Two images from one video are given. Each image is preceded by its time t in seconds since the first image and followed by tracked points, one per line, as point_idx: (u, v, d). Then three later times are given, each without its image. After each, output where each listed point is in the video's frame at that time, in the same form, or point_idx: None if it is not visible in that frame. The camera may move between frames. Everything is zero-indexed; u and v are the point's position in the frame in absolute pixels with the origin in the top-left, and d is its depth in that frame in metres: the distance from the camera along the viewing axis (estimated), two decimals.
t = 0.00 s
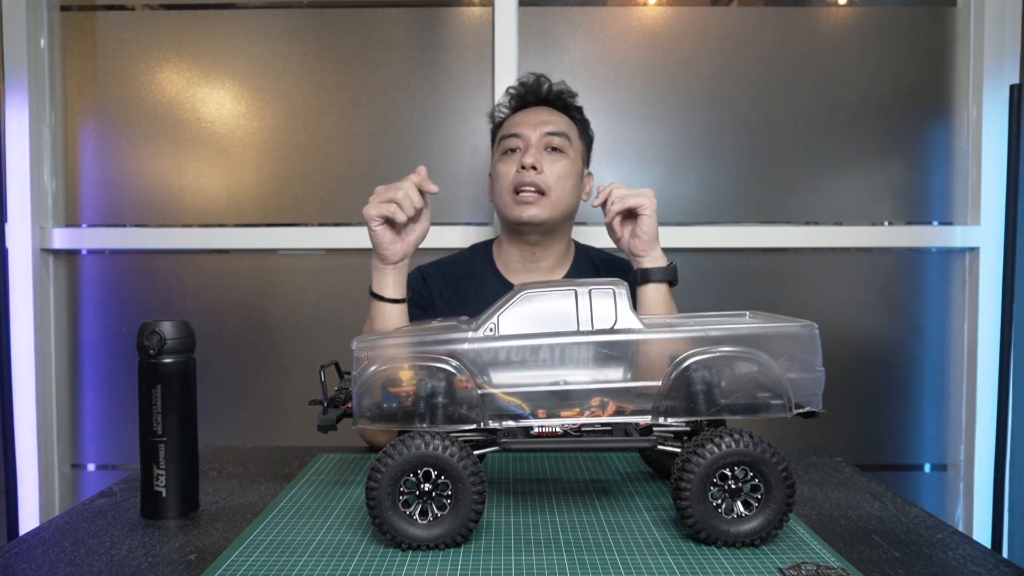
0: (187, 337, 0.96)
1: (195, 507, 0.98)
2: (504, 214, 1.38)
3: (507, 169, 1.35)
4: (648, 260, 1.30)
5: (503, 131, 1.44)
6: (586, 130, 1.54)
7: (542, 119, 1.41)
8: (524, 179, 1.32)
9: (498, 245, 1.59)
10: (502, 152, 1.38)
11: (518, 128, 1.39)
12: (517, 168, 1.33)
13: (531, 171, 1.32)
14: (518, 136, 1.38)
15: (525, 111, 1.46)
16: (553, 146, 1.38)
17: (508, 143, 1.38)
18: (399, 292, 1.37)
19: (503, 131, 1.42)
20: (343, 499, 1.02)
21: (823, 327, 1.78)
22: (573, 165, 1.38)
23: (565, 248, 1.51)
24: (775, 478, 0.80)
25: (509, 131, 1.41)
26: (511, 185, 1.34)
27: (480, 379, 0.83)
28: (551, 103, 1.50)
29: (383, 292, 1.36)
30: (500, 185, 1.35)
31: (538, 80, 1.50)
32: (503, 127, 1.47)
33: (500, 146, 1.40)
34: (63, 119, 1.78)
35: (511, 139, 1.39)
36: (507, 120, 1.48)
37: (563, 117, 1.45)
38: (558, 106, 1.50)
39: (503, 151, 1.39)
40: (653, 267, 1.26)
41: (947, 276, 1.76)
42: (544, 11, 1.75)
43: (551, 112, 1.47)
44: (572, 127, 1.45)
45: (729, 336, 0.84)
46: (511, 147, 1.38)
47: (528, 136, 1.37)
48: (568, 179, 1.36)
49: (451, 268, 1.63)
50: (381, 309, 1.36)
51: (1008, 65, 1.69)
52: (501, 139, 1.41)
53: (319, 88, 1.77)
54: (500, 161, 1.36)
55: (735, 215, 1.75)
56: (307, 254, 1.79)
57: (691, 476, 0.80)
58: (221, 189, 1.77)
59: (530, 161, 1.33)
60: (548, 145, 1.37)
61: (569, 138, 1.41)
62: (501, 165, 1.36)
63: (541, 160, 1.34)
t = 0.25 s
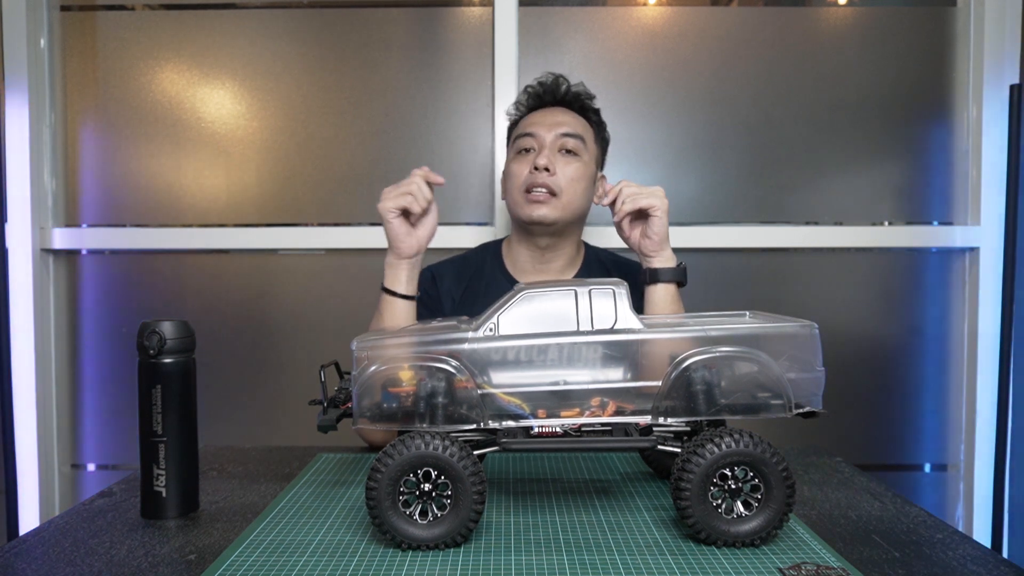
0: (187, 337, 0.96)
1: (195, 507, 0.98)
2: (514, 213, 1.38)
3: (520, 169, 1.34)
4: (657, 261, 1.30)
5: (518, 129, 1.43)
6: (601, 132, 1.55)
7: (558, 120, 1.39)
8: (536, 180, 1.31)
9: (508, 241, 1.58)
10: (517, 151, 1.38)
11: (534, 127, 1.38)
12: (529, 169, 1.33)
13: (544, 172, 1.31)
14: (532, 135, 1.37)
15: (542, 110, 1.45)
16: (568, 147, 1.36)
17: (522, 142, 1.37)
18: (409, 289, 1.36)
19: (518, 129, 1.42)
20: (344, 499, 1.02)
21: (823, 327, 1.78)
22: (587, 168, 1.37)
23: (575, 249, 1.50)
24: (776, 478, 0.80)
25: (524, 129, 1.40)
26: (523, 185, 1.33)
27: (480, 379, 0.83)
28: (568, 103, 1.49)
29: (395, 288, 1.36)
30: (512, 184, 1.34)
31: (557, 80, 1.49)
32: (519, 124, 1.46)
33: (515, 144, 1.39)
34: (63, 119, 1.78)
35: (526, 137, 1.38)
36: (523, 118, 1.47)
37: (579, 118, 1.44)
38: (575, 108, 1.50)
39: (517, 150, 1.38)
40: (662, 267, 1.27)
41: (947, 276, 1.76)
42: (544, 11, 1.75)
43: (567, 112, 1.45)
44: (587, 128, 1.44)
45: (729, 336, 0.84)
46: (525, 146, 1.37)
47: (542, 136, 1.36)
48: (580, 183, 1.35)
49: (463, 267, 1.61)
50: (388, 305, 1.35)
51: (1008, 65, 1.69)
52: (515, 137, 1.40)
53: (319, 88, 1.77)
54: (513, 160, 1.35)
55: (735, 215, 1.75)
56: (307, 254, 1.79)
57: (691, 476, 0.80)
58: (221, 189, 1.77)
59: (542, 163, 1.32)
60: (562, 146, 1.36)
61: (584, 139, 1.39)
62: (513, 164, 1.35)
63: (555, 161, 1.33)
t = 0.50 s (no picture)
0: (187, 337, 0.96)
1: (195, 507, 0.98)
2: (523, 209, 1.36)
3: (531, 165, 1.32)
4: (664, 260, 1.29)
5: (532, 126, 1.42)
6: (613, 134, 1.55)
7: (572, 119, 1.39)
8: (547, 176, 1.29)
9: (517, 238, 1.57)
10: (529, 147, 1.36)
11: (548, 125, 1.37)
12: (541, 165, 1.31)
13: (555, 169, 1.29)
14: (545, 133, 1.36)
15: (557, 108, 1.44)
16: (580, 145, 1.34)
17: (535, 139, 1.36)
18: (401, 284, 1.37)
19: (532, 127, 1.41)
20: (344, 499, 1.02)
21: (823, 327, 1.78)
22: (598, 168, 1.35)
23: (582, 250, 1.48)
24: (776, 478, 0.80)
25: (538, 126, 1.39)
26: (534, 180, 1.31)
27: (480, 379, 0.83)
28: (583, 104, 1.50)
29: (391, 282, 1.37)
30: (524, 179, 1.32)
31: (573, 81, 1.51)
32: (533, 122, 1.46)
33: (527, 141, 1.38)
34: (63, 119, 1.78)
35: (539, 134, 1.37)
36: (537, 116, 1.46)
37: (592, 118, 1.43)
38: (590, 109, 1.50)
39: (529, 146, 1.37)
40: (668, 267, 1.26)
41: (947, 276, 1.76)
42: (545, 11, 1.75)
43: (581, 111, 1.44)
44: (600, 129, 1.43)
45: (729, 336, 0.84)
46: (538, 143, 1.35)
47: (555, 133, 1.35)
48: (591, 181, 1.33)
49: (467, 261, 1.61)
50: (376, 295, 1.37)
51: (1008, 65, 1.69)
52: (528, 134, 1.39)
53: (319, 88, 1.77)
54: (525, 156, 1.34)
55: (736, 215, 1.75)
56: (307, 254, 1.79)
57: (691, 476, 0.79)
58: (221, 189, 1.77)
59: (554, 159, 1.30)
60: (574, 144, 1.34)
61: (597, 139, 1.38)
62: (525, 159, 1.33)
63: (567, 159, 1.31)
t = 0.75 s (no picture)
0: (187, 337, 0.96)
1: (195, 507, 0.98)
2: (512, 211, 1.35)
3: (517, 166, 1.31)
4: (678, 259, 1.26)
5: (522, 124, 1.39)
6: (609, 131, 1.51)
7: (561, 116, 1.36)
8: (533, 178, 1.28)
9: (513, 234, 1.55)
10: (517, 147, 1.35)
11: (535, 124, 1.34)
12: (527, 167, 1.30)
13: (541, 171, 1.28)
14: (533, 132, 1.34)
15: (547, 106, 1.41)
16: (567, 145, 1.32)
17: (523, 140, 1.34)
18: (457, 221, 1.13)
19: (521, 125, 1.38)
20: (344, 499, 1.02)
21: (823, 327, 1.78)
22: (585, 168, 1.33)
23: (574, 246, 1.44)
24: (776, 478, 0.80)
25: (526, 125, 1.36)
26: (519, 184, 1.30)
27: (480, 379, 0.83)
28: (576, 101, 1.47)
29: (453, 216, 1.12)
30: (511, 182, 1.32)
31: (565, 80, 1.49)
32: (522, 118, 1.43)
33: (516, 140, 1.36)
34: (63, 119, 1.78)
35: (526, 134, 1.34)
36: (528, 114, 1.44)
37: (582, 115, 1.39)
38: (583, 105, 1.47)
39: (518, 146, 1.35)
40: (683, 266, 1.24)
41: (947, 275, 1.76)
42: (545, 11, 1.75)
43: (571, 108, 1.40)
44: (590, 125, 1.39)
45: (729, 336, 0.84)
46: (526, 143, 1.33)
47: (542, 133, 1.33)
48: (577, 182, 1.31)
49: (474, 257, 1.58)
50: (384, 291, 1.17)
51: (1008, 65, 1.69)
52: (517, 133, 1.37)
53: (319, 88, 1.77)
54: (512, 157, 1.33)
55: (736, 215, 1.75)
56: (307, 254, 1.79)
57: (691, 476, 0.79)
58: (221, 189, 1.77)
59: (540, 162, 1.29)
60: (561, 144, 1.32)
61: (585, 137, 1.35)
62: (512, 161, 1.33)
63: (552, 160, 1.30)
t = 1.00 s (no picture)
0: (187, 337, 0.96)
1: (195, 507, 0.98)
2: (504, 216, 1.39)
3: (501, 173, 1.34)
4: (707, 257, 1.23)
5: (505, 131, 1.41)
6: (595, 125, 1.47)
7: (541, 118, 1.36)
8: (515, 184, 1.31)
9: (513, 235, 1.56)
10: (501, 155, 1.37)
11: (514, 129, 1.36)
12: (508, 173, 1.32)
13: (523, 176, 1.30)
14: (514, 138, 1.36)
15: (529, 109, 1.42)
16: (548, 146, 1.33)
17: (506, 146, 1.36)
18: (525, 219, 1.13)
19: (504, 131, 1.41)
20: (344, 499, 1.02)
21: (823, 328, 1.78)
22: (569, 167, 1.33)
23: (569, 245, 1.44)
24: (776, 478, 0.80)
25: (508, 132, 1.38)
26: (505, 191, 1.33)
27: (480, 379, 0.83)
28: (555, 99, 1.44)
29: (525, 220, 1.11)
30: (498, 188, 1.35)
31: (542, 78, 1.46)
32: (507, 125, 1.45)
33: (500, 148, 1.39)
34: (63, 118, 1.78)
35: (508, 140, 1.36)
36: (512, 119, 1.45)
37: (564, 113, 1.39)
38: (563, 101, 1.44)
39: (502, 154, 1.38)
40: (712, 265, 1.21)
41: (947, 276, 1.76)
42: (545, 11, 1.75)
43: (552, 108, 1.40)
44: (573, 122, 1.39)
45: (729, 336, 0.84)
46: (508, 149, 1.36)
47: (522, 138, 1.34)
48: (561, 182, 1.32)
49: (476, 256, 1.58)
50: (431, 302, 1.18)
51: (1008, 65, 1.69)
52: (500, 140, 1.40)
53: (319, 88, 1.77)
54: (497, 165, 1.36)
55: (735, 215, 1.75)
56: (307, 254, 1.79)
57: (691, 476, 0.79)
58: (221, 189, 1.77)
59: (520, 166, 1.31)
60: (542, 146, 1.34)
61: (567, 136, 1.35)
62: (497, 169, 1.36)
63: (532, 164, 1.31)
